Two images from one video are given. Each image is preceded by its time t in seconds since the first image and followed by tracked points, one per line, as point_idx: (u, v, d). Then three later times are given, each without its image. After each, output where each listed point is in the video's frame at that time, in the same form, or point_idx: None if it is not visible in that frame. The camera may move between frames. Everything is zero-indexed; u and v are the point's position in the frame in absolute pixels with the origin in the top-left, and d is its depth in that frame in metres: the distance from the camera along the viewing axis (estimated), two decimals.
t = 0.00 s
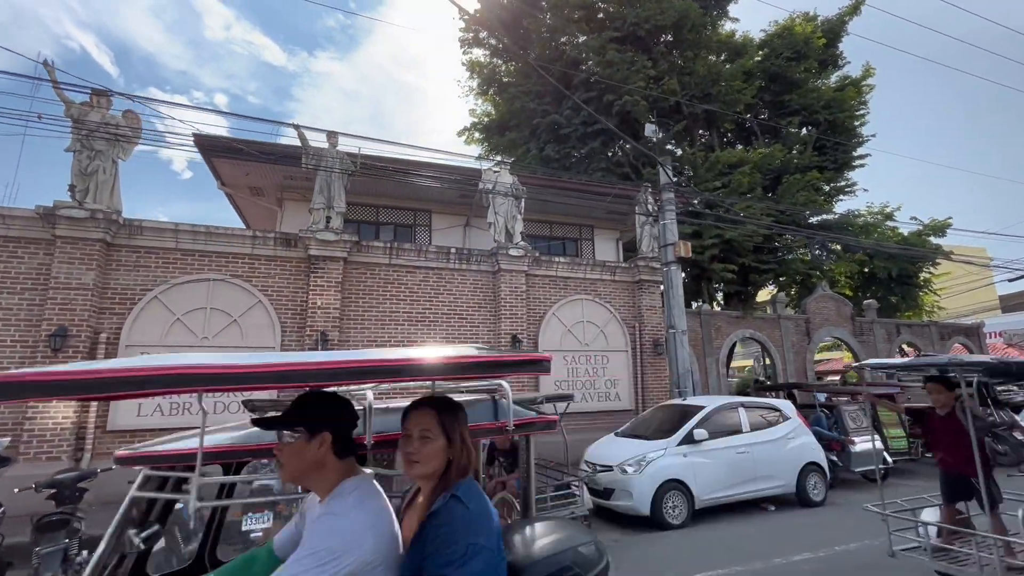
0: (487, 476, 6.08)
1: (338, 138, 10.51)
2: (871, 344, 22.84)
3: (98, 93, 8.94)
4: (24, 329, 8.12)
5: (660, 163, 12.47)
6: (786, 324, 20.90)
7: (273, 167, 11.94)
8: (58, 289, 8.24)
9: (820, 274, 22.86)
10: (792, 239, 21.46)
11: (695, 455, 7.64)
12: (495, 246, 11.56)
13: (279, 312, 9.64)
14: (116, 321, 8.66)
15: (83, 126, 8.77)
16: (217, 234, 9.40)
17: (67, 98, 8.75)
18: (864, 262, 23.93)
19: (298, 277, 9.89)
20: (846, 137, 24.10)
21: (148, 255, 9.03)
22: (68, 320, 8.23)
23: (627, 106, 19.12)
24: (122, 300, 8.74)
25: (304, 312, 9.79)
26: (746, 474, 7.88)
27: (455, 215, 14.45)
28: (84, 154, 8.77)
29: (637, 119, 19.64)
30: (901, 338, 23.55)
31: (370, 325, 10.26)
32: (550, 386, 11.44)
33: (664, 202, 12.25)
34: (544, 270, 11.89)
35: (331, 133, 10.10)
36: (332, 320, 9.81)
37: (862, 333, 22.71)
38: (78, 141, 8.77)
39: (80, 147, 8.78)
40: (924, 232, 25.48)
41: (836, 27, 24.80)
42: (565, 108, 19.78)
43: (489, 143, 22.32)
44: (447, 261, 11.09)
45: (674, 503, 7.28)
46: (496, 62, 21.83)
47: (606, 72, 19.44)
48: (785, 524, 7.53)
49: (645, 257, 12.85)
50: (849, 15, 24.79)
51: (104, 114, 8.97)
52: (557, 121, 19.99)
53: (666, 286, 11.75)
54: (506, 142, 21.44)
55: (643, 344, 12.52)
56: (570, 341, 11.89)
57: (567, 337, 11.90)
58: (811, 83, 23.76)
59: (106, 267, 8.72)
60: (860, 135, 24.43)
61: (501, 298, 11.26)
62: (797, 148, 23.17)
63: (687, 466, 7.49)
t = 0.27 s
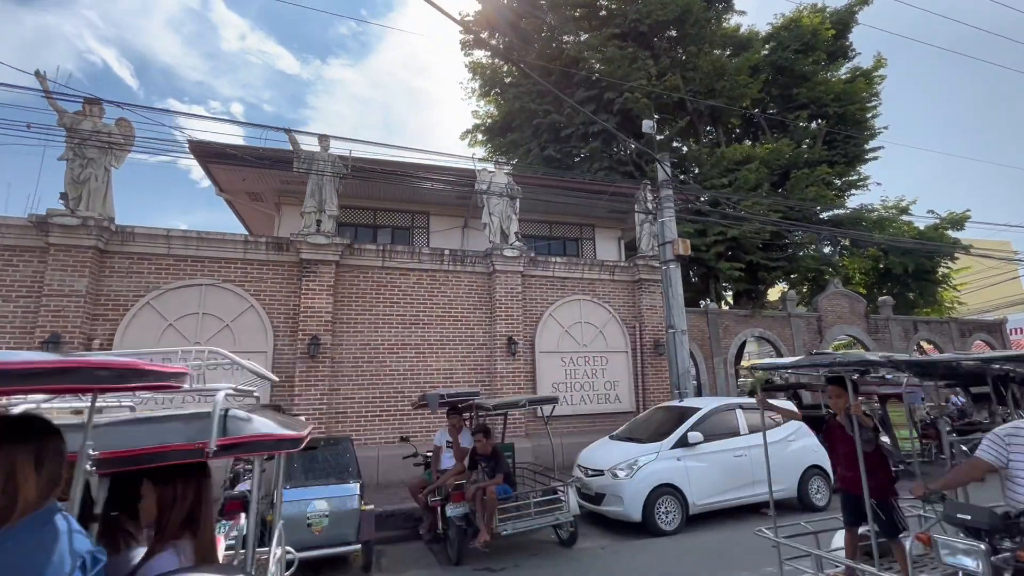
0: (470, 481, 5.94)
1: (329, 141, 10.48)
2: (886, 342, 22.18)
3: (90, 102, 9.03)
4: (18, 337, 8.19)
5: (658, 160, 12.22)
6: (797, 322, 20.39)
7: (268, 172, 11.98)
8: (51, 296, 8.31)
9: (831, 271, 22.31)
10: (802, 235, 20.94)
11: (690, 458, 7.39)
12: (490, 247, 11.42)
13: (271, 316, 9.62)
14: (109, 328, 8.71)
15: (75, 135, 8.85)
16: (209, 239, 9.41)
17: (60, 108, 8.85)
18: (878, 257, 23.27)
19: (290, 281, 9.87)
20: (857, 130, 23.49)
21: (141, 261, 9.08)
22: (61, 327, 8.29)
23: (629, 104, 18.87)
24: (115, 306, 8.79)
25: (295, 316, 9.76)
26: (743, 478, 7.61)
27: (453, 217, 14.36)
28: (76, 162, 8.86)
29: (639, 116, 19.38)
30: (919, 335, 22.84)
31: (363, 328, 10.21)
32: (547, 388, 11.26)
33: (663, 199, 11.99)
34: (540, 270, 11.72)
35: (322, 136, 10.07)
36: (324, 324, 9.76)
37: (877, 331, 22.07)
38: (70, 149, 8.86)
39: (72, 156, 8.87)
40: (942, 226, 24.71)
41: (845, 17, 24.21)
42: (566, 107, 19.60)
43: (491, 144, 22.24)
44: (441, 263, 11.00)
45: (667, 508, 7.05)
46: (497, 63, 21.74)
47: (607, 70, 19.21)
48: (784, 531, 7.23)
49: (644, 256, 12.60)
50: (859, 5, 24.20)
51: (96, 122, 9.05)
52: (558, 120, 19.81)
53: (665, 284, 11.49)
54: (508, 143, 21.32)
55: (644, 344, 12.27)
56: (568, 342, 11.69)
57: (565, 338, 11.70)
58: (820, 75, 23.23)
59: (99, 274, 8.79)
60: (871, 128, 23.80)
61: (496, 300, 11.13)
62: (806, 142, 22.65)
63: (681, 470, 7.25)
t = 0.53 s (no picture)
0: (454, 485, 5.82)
1: (326, 143, 10.51)
2: (910, 339, 21.36)
3: (91, 112, 9.22)
4: (22, 342, 8.36)
5: (660, 156, 11.94)
6: (814, 320, 19.79)
7: (270, 177, 12.10)
8: (54, 303, 8.48)
9: (850, 267, 21.61)
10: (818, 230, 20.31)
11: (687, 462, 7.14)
12: (489, 247, 11.31)
13: (268, 319, 9.67)
14: (111, 333, 8.87)
15: (77, 145, 9.05)
16: (207, 244, 9.50)
17: (63, 118, 9.07)
18: (901, 253, 22.44)
19: (287, 284, 9.91)
20: (875, 121, 22.74)
21: (141, 267, 9.23)
22: (63, 333, 8.45)
23: (635, 100, 18.60)
24: (116, 312, 8.95)
25: (293, 319, 9.79)
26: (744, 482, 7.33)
27: (455, 218, 14.30)
28: (78, 171, 9.05)
29: (646, 113, 19.09)
30: (945, 333, 21.93)
31: (361, 331, 10.21)
32: (547, 390, 11.09)
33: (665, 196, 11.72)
34: (541, 270, 11.57)
35: (317, 139, 10.11)
36: (321, 327, 9.78)
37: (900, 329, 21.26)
38: (72, 159, 9.06)
39: (73, 165, 9.06)
40: (969, 218, 23.70)
41: (862, 5, 23.46)
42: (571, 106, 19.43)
43: (498, 145, 22.18)
44: (439, 264, 10.94)
45: (663, 514, 6.81)
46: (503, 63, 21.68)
47: (613, 67, 18.97)
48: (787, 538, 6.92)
49: (648, 254, 12.33)
50: None
51: (98, 131, 9.25)
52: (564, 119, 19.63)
53: (668, 283, 11.20)
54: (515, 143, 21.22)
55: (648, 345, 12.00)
56: (569, 343, 11.49)
57: (567, 339, 11.50)
58: (835, 66, 22.55)
59: (101, 280, 8.95)
60: (891, 118, 22.99)
61: (495, 301, 11.02)
62: (821, 135, 22.01)
63: (677, 474, 7.01)
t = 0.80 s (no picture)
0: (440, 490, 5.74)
1: (328, 148, 10.60)
2: (941, 338, 20.40)
3: (102, 122, 9.51)
4: (36, 346, 8.65)
5: (667, 152, 11.67)
6: (837, 319, 19.07)
7: (277, 183, 12.28)
8: (66, 308, 8.75)
9: (875, 263, 20.78)
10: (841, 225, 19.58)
11: (686, 467, 6.93)
12: (491, 248, 11.23)
13: (272, 323, 9.79)
14: (120, 337, 9.10)
15: (88, 154, 9.34)
16: (212, 249, 9.68)
17: (75, 129, 9.37)
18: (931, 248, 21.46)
19: (290, 288, 10.02)
20: (901, 111, 21.83)
21: (150, 273, 9.45)
22: (74, 337, 8.70)
23: (645, 97, 18.28)
24: (125, 316, 9.18)
25: (296, 322, 9.89)
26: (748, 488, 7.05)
27: (462, 220, 14.28)
28: (89, 180, 9.33)
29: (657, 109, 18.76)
30: (980, 331, 20.86)
31: (364, 334, 10.25)
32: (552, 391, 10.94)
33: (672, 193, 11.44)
34: (544, 271, 11.43)
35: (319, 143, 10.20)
36: (323, 330, 9.85)
37: (931, 327, 20.32)
38: (83, 168, 9.35)
39: (84, 174, 9.35)
40: (1005, 210, 22.51)
41: None
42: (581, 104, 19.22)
43: (510, 146, 22.11)
44: (442, 266, 10.91)
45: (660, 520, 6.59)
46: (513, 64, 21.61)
47: (622, 63, 18.69)
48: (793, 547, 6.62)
49: (655, 253, 12.06)
50: None
51: (108, 141, 9.53)
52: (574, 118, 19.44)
53: (675, 282, 10.93)
54: (525, 143, 21.11)
55: (656, 346, 11.73)
56: (574, 345, 11.31)
57: (572, 340, 11.33)
58: (857, 55, 21.75)
59: (111, 286, 9.20)
60: (919, 107, 22.03)
61: (497, 302, 10.94)
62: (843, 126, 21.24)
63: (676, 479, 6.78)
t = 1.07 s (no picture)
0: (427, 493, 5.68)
1: (333, 151, 10.71)
2: (979, 337, 19.34)
3: (115, 132, 9.81)
4: (54, 349, 8.97)
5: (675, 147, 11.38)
6: (864, 318, 18.29)
7: (288, 187, 12.49)
8: (82, 312, 9.05)
9: (906, 259, 19.86)
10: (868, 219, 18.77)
11: (687, 471, 6.67)
12: (496, 248, 11.14)
13: (278, 324, 9.93)
14: (133, 340, 9.37)
15: (103, 163, 9.66)
16: (221, 253, 9.88)
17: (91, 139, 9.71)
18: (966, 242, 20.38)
19: (297, 290, 10.15)
20: (933, 99, 20.82)
21: (162, 277, 9.70)
22: (90, 340, 8.99)
23: (659, 92, 17.92)
24: (137, 319, 9.45)
25: (302, 324, 10.00)
26: (753, 494, 6.76)
27: (471, 220, 14.25)
28: (103, 188, 9.64)
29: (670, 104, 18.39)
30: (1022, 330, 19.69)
31: (369, 335, 10.30)
32: (558, 393, 10.78)
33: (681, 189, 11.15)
34: (550, 270, 11.29)
35: (323, 147, 10.31)
36: (328, 331, 9.93)
37: (967, 325, 19.29)
38: (98, 176, 9.67)
39: (99, 182, 9.67)
40: None
41: None
42: (593, 102, 18.97)
43: (523, 146, 21.99)
44: (446, 267, 10.88)
45: (658, 526, 6.40)
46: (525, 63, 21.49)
47: (635, 59, 18.37)
48: (800, 557, 6.30)
49: (665, 251, 11.76)
50: None
51: (121, 150, 9.84)
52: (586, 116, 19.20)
53: (684, 280, 10.63)
54: (538, 142, 20.96)
55: (667, 346, 11.45)
56: (581, 345, 11.13)
57: (579, 340, 11.15)
58: (884, 42, 20.85)
59: (125, 290, 9.48)
60: (952, 94, 20.97)
61: (502, 303, 10.84)
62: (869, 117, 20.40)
63: (675, 484, 6.55)
